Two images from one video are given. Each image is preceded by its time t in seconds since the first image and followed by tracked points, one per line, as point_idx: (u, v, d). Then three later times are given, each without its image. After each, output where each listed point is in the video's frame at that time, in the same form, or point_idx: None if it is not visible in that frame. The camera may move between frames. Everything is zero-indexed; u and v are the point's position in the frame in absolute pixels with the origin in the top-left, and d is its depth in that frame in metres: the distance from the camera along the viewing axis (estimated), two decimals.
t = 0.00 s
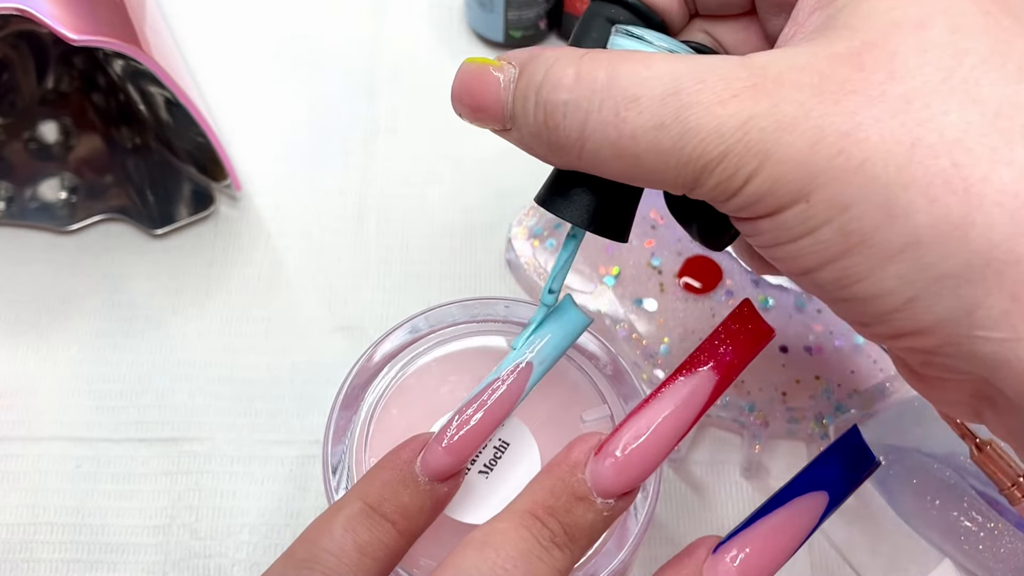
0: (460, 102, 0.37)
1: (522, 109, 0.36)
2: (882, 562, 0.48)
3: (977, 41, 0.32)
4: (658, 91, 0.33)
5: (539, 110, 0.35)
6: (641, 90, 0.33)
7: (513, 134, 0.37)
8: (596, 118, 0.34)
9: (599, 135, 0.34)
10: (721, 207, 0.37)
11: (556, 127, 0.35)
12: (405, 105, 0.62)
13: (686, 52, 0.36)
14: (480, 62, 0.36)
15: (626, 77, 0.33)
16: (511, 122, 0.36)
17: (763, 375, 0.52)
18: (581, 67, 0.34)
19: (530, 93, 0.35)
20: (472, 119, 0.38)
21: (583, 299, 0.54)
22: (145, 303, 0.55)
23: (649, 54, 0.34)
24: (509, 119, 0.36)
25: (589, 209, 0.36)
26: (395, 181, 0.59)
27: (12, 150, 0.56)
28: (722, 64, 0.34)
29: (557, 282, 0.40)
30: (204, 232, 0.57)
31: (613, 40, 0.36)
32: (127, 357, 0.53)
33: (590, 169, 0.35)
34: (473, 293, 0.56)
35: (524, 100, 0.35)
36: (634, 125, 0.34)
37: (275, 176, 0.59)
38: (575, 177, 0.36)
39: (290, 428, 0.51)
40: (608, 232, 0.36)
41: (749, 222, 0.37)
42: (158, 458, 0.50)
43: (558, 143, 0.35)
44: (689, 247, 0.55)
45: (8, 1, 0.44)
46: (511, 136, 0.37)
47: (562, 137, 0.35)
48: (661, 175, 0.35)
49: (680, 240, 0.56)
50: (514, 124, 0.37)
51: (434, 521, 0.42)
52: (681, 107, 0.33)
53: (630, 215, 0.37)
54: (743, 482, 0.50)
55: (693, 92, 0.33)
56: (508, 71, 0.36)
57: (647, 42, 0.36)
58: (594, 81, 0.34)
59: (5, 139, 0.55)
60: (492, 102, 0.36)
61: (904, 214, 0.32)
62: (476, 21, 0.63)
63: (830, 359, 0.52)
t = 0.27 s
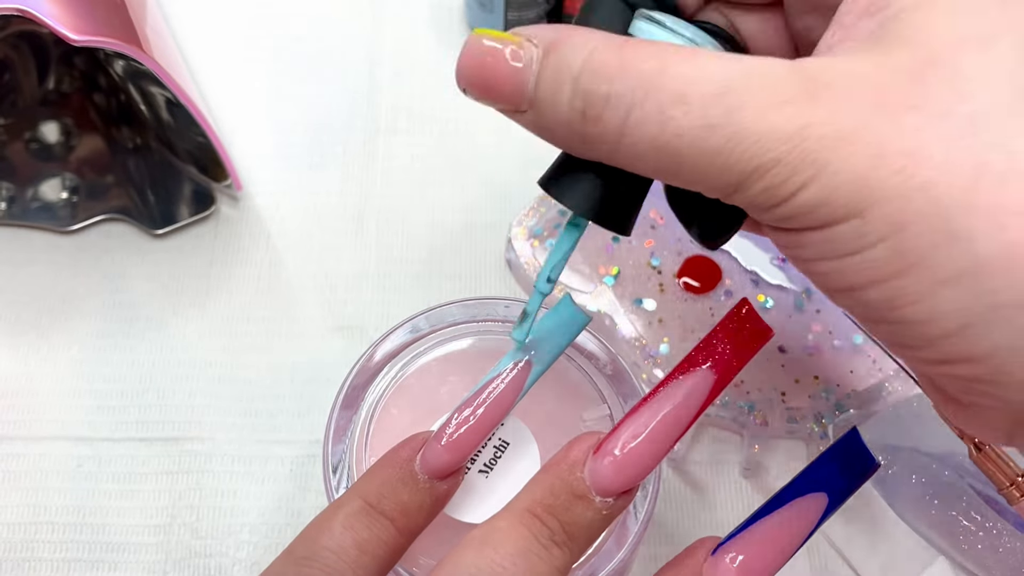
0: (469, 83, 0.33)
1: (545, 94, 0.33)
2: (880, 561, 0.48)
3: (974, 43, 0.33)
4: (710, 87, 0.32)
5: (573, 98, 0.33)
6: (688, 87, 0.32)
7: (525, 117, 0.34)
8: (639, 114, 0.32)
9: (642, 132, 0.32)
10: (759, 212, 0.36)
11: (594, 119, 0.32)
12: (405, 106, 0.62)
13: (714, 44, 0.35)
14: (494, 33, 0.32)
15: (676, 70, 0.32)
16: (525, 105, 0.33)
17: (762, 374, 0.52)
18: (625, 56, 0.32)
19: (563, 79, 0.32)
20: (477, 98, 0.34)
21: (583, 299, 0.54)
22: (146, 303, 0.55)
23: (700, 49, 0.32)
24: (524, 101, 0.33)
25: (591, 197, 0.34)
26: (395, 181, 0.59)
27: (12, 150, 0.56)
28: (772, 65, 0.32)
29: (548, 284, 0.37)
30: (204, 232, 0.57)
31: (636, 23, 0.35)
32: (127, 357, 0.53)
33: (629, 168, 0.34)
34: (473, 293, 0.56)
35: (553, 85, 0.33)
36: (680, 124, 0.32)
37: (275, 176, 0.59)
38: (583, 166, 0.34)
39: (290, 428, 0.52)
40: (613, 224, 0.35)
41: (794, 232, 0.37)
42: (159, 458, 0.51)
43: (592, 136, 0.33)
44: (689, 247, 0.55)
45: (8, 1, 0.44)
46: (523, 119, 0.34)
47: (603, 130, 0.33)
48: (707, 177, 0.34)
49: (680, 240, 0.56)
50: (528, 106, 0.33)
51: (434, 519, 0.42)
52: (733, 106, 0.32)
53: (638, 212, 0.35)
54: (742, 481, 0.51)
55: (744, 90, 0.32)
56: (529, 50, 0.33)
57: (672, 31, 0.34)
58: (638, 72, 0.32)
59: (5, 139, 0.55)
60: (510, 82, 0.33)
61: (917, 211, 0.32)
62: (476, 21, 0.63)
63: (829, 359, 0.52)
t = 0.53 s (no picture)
0: (485, 101, 0.35)
1: (558, 108, 0.34)
2: (881, 562, 0.48)
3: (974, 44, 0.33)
4: (712, 103, 0.32)
5: (584, 112, 0.34)
6: (693, 100, 0.32)
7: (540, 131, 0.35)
8: (645, 127, 0.33)
9: (647, 143, 0.33)
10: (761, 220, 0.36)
11: (603, 132, 0.33)
12: (405, 105, 0.62)
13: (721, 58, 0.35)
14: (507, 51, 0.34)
15: (681, 84, 0.32)
16: (540, 119, 0.35)
17: (763, 375, 0.52)
18: (631, 70, 0.32)
19: (573, 94, 0.33)
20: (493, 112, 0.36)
21: (583, 299, 0.54)
22: (145, 302, 0.55)
23: (704, 62, 0.33)
24: (536, 116, 0.35)
25: (605, 205, 0.35)
26: (395, 181, 0.59)
27: (12, 150, 0.56)
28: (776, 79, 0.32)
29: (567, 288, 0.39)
30: (204, 232, 0.57)
31: (643, 38, 0.35)
32: (127, 357, 0.53)
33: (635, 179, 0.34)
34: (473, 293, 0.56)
35: (565, 101, 0.34)
36: (686, 135, 0.32)
37: (275, 176, 0.59)
38: (595, 175, 0.35)
39: (290, 428, 0.51)
40: (625, 232, 0.35)
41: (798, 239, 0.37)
42: (158, 458, 0.50)
43: (600, 149, 0.34)
44: (689, 247, 0.55)
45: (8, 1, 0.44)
46: (538, 133, 0.35)
47: (611, 146, 0.33)
48: (711, 187, 0.34)
49: (680, 240, 0.56)
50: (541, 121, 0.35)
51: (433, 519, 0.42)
52: (736, 119, 0.32)
53: (650, 221, 0.36)
54: (742, 481, 0.50)
55: (747, 104, 0.32)
56: (539, 66, 0.34)
57: (681, 45, 0.35)
58: (645, 85, 0.32)
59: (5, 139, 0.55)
60: (524, 97, 0.34)
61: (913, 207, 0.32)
62: (477, 21, 0.63)
63: (830, 359, 0.52)
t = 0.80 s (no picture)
0: (516, 78, 0.34)
1: (595, 90, 0.33)
2: (881, 559, 0.48)
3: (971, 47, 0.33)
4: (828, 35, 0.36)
5: (627, 96, 0.33)
6: (745, 95, 0.32)
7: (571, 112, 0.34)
8: (694, 120, 0.32)
9: (694, 137, 0.32)
10: (810, 225, 0.36)
11: (647, 120, 0.32)
12: (405, 105, 0.62)
13: (755, 48, 0.35)
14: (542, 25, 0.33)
15: (732, 79, 0.32)
16: (572, 100, 0.33)
17: (762, 374, 0.52)
18: (680, 58, 0.32)
19: (614, 75, 0.32)
20: (520, 91, 0.34)
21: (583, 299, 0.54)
22: (146, 302, 0.55)
23: (754, 57, 0.32)
24: (570, 95, 0.33)
25: (617, 189, 0.34)
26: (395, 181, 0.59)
27: (12, 150, 0.56)
28: (832, 79, 0.32)
29: (566, 273, 0.38)
30: (204, 232, 0.57)
31: (682, 19, 0.34)
32: (127, 357, 0.53)
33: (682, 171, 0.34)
34: (473, 293, 0.56)
35: (607, 83, 0.33)
36: (738, 131, 0.32)
37: (276, 176, 0.59)
38: (606, 158, 0.34)
39: (290, 428, 0.51)
40: (636, 219, 0.34)
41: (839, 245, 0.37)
42: (159, 458, 0.50)
43: (642, 139, 0.33)
44: (689, 247, 0.55)
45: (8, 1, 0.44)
46: (569, 115, 0.34)
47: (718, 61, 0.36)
48: (758, 186, 0.34)
49: (680, 240, 0.56)
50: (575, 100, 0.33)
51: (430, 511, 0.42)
52: (790, 118, 0.32)
53: (662, 211, 0.35)
54: (742, 480, 0.50)
55: (804, 104, 0.32)
56: (578, 44, 0.33)
57: (718, 32, 0.34)
58: (695, 76, 0.32)
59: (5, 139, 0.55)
60: (559, 77, 0.33)
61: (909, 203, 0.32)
62: (477, 21, 0.63)
63: (829, 359, 0.53)
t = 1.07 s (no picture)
0: (513, 100, 0.34)
1: (591, 109, 0.33)
2: (882, 560, 0.48)
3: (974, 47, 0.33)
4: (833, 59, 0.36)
5: (623, 116, 0.33)
6: (738, 111, 0.32)
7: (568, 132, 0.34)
8: (687, 136, 0.32)
9: (689, 153, 0.33)
10: (805, 239, 0.36)
11: (643, 138, 0.33)
12: (405, 105, 0.62)
13: (747, 66, 0.35)
14: (538, 49, 0.33)
15: (723, 96, 0.32)
16: (570, 120, 0.34)
17: (764, 374, 0.52)
18: (672, 77, 0.32)
19: (609, 95, 0.33)
20: (518, 112, 0.35)
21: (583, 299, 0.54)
22: (145, 303, 0.55)
23: (743, 74, 0.32)
24: (568, 116, 0.34)
25: (613, 208, 0.34)
26: (395, 181, 0.59)
27: (12, 150, 0.56)
28: (822, 95, 0.32)
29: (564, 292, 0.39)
30: (204, 232, 0.57)
31: (676, 40, 0.35)
32: (127, 357, 0.53)
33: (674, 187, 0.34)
34: (473, 294, 0.56)
35: (603, 103, 0.33)
36: (731, 147, 0.32)
37: (275, 176, 0.59)
38: (604, 175, 0.35)
39: (290, 428, 0.51)
40: (632, 236, 0.35)
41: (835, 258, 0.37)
42: (158, 458, 0.50)
43: (636, 157, 0.33)
44: (689, 247, 0.55)
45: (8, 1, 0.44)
46: (566, 135, 0.34)
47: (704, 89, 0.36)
48: (751, 202, 0.34)
49: (680, 240, 0.56)
50: (574, 122, 0.34)
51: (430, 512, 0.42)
52: (783, 134, 0.32)
53: (658, 227, 0.35)
54: (743, 480, 0.50)
55: (795, 120, 0.32)
56: (574, 66, 0.33)
57: (709, 50, 0.35)
58: (688, 94, 0.32)
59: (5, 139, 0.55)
60: (555, 99, 0.33)
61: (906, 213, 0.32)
62: (477, 21, 0.63)
63: (829, 359, 0.52)
